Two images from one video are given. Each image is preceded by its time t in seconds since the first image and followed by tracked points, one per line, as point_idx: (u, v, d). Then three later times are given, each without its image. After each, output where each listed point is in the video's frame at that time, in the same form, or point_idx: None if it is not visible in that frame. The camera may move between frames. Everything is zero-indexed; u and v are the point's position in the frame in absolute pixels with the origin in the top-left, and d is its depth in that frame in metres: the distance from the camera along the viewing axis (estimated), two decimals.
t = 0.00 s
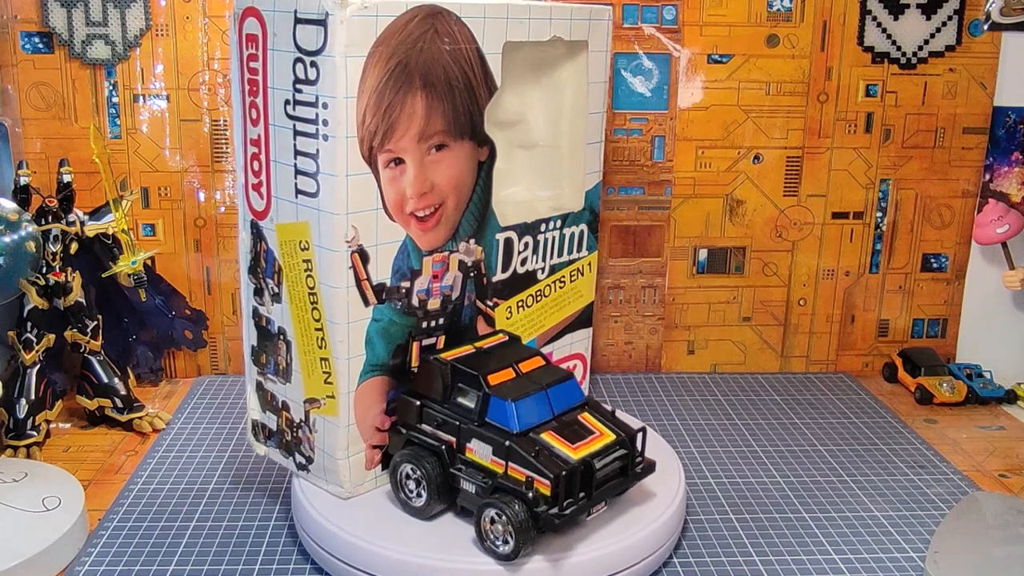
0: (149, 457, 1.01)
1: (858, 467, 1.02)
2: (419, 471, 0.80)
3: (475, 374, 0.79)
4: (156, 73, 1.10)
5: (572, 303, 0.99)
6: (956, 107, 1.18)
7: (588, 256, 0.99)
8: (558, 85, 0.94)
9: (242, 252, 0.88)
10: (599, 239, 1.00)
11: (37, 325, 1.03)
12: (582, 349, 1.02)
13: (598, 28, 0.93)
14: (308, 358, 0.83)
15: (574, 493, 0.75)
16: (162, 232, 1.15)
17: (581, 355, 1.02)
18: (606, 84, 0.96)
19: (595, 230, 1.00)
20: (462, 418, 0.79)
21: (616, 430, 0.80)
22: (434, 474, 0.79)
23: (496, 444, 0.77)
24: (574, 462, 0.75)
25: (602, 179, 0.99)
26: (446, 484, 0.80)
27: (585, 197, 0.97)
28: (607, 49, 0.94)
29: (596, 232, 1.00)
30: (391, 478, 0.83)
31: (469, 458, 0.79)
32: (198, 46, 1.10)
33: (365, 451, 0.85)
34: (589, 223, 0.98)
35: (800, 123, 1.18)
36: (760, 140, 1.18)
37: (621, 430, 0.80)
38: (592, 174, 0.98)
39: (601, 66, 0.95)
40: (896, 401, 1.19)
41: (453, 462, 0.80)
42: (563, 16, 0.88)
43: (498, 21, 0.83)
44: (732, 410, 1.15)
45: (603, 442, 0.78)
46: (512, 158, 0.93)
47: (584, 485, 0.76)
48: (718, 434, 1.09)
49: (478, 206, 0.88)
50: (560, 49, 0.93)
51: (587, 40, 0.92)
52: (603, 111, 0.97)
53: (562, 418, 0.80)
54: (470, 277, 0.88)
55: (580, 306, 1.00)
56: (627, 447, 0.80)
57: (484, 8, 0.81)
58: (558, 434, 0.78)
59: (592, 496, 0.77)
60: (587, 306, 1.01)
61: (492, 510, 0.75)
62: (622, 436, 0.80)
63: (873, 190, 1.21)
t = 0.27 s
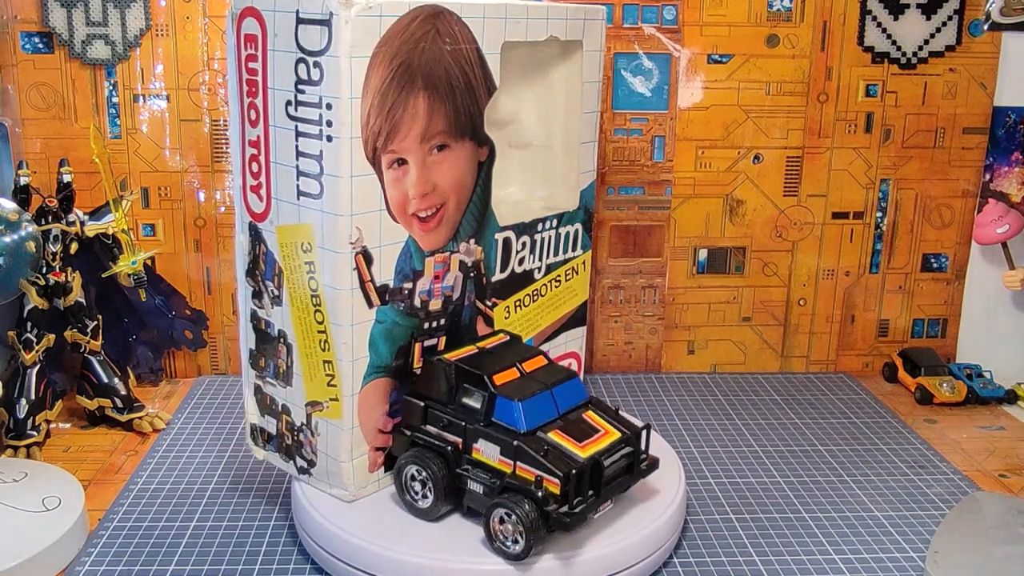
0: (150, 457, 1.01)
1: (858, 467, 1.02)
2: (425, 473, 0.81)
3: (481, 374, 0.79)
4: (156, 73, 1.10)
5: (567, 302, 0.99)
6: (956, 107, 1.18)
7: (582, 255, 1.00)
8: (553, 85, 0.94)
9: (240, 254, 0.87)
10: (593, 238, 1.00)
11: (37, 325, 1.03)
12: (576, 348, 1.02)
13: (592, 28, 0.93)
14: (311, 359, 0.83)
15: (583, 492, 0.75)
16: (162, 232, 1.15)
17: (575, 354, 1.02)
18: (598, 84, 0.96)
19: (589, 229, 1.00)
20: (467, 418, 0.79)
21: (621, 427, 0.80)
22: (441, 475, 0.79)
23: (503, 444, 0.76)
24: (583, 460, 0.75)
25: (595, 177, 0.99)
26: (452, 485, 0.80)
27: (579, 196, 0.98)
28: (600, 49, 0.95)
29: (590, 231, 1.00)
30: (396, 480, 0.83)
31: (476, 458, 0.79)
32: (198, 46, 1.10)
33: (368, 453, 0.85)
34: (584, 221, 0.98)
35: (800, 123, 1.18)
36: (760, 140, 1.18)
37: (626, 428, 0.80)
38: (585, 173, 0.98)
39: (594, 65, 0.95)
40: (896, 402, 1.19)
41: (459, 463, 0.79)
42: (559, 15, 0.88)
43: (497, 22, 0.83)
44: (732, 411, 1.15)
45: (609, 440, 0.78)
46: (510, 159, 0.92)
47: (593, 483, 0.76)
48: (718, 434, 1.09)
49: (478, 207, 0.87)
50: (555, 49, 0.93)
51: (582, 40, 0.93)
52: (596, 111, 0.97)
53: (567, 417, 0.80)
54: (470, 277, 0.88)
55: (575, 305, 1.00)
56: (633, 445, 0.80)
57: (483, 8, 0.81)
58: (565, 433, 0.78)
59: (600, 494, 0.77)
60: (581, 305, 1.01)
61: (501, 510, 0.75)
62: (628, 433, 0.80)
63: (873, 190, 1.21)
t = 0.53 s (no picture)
0: (149, 457, 1.01)
1: (858, 467, 1.02)
2: (430, 474, 0.80)
3: (486, 374, 0.79)
4: (156, 73, 1.10)
5: (562, 301, 0.99)
6: (956, 107, 1.18)
7: (576, 254, 1.00)
8: (547, 85, 0.94)
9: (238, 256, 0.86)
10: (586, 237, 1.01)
11: (37, 325, 1.03)
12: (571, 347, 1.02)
13: (586, 28, 0.93)
14: (314, 363, 0.82)
15: (592, 490, 0.75)
16: (162, 232, 1.15)
17: (570, 353, 1.02)
18: (592, 83, 0.96)
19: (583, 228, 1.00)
20: (473, 418, 0.79)
21: (625, 425, 0.80)
22: (447, 475, 0.79)
23: (511, 444, 0.76)
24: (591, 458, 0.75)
25: (589, 177, 1.00)
26: (458, 484, 0.80)
27: (574, 196, 0.98)
28: (594, 48, 0.95)
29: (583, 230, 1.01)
30: (399, 483, 0.82)
31: (482, 458, 0.79)
32: (199, 46, 1.10)
33: (372, 456, 0.84)
34: (578, 221, 0.99)
35: (800, 123, 1.18)
36: (760, 140, 1.18)
37: (630, 425, 0.81)
38: (580, 173, 0.98)
39: (587, 65, 0.95)
40: (896, 401, 1.19)
41: (465, 463, 0.79)
42: (555, 15, 0.88)
43: (495, 22, 0.83)
44: (731, 411, 1.15)
45: (615, 438, 0.79)
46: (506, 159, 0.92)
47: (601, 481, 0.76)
48: (718, 434, 1.09)
49: (478, 207, 0.87)
50: (549, 49, 0.93)
51: (576, 40, 0.93)
52: (590, 110, 0.97)
53: (572, 416, 0.80)
54: (470, 277, 0.88)
55: (569, 304, 1.01)
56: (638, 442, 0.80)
57: (483, 8, 0.81)
58: (571, 432, 0.78)
59: (608, 492, 0.77)
60: (575, 305, 1.02)
61: (511, 509, 0.75)
62: (632, 431, 0.80)
63: (873, 190, 1.21)
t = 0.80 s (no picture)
0: (150, 457, 1.01)
1: (858, 467, 1.02)
2: (436, 475, 0.80)
3: (491, 374, 0.79)
4: (156, 73, 1.10)
5: (556, 300, 1.00)
6: (956, 107, 1.18)
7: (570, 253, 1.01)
8: (542, 85, 0.94)
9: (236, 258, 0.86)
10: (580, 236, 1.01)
11: (36, 325, 1.03)
12: (565, 345, 1.03)
13: (579, 27, 0.94)
14: (317, 366, 0.81)
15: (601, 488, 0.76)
16: (162, 232, 1.15)
17: (564, 351, 1.03)
18: (586, 82, 0.97)
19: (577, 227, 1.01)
20: (479, 418, 0.79)
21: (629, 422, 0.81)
22: (454, 476, 0.79)
23: (519, 443, 0.77)
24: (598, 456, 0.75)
25: (583, 176, 1.00)
26: (465, 484, 0.80)
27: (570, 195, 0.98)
28: (587, 48, 0.95)
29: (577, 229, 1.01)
30: (405, 485, 0.82)
31: (489, 458, 0.79)
32: (199, 46, 1.10)
33: (376, 458, 0.83)
34: (572, 220, 0.99)
35: (800, 123, 1.18)
36: (760, 140, 1.18)
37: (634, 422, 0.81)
38: (575, 172, 0.99)
39: (581, 64, 0.96)
40: (896, 401, 1.19)
41: (472, 463, 0.79)
42: (551, 15, 0.88)
43: (494, 22, 0.83)
44: (731, 411, 1.15)
45: (620, 435, 0.79)
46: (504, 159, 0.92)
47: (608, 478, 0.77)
48: (717, 434, 1.09)
49: (479, 207, 0.87)
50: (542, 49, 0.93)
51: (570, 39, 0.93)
52: (584, 109, 0.98)
53: (577, 415, 0.80)
54: (471, 278, 0.88)
55: (563, 302, 1.01)
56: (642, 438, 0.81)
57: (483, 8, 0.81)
58: (578, 430, 0.78)
59: (616, 490, 0.77)
60: (569, 303, 1.02)
61: (520, 508, 0.75)
62: (636, 428, 0.80)
63: (873, 190, 1.21)
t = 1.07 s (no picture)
0: (149, 457, 1.01)
1: (858, 467, 1.02)
2: (442, 476, 0.80)
3: (497, 374, 0.79)
4: (156, 73, 1.10)
5: (551, 299, 1.00)
6: (956, 107, 1.18)
7: (564, 252, 1.01)
8: (537, 85, 0.95)
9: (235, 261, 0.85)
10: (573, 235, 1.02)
11: (36, 325, 1.03)
12: (558, 345, 1.04)
13: (573, 27, 0.94)
14: (320, 368, 0.80)
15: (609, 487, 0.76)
16: (162, 232, 1.15)
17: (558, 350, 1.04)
18: (579, 81, 0.98)
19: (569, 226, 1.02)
20: (485, 418, 0.79)
21: (633, 420, 0.81)
22: (460, 476, 0.79)
23: (526, 443, 0.77)
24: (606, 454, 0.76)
25: (575, 175, 1.01)
26: (471, 485, 0.80)
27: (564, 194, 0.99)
28: (580, 47, 0.96)
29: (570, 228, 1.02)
30: (410, 487, 0.82)
31: (495, 458, 0.79)
32: (199, 46, 1.10)
33: (380, 460, 0.83)
34: (566, 219, 1.00)
35: (800, 123, 1.18)
36: (760, 140, 1.18)
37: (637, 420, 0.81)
38: (568, 171, 0.99)
39: (574, 64, 0.96)
40: (896, 401, 1.19)
41: (477, 463, 0.79)
42: (547, 15, 0.89)
43: (493, 22, 0.83)
44: (731, 411, 1.15)
45: (625, 433, 0.79)
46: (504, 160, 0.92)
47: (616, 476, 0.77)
48: (718, 434, 1.09)
49: (479, 207, 0.87)
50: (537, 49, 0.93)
51: (565, 40, 0.93)
52: (577, 108, 0.98)
53: (582, 413, 0.80)
54: (471, 278, 0.88)
55: (557, 301, 1.02)
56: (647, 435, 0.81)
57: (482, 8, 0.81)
58: (584, 428, 0.78)
59: (624, 487, 0.77)
60: (563, 302, 1.03)
61: (529, 508, 0.76)
62: (640, 426, 0.81)
63: (873, 190, 1.21)
